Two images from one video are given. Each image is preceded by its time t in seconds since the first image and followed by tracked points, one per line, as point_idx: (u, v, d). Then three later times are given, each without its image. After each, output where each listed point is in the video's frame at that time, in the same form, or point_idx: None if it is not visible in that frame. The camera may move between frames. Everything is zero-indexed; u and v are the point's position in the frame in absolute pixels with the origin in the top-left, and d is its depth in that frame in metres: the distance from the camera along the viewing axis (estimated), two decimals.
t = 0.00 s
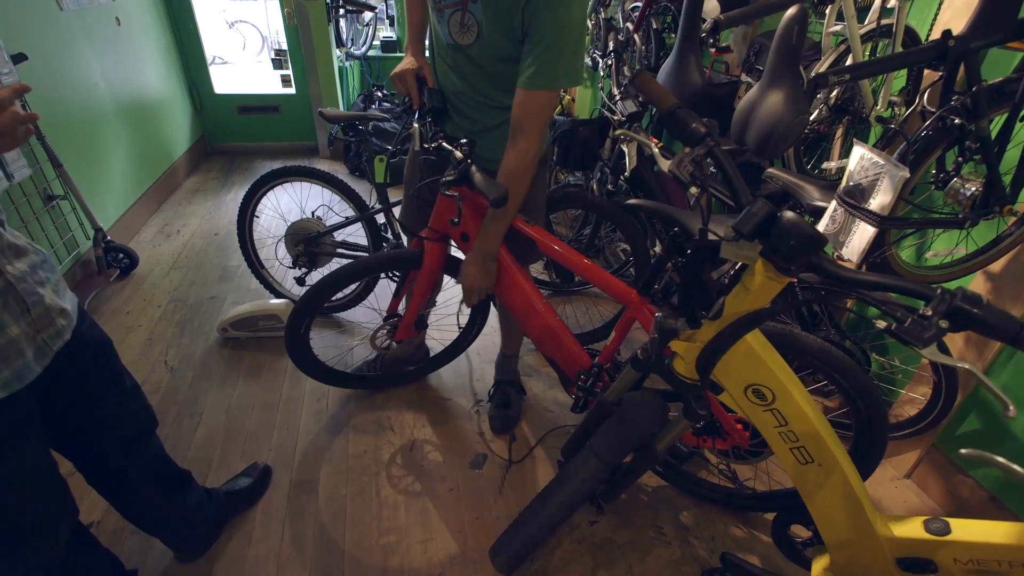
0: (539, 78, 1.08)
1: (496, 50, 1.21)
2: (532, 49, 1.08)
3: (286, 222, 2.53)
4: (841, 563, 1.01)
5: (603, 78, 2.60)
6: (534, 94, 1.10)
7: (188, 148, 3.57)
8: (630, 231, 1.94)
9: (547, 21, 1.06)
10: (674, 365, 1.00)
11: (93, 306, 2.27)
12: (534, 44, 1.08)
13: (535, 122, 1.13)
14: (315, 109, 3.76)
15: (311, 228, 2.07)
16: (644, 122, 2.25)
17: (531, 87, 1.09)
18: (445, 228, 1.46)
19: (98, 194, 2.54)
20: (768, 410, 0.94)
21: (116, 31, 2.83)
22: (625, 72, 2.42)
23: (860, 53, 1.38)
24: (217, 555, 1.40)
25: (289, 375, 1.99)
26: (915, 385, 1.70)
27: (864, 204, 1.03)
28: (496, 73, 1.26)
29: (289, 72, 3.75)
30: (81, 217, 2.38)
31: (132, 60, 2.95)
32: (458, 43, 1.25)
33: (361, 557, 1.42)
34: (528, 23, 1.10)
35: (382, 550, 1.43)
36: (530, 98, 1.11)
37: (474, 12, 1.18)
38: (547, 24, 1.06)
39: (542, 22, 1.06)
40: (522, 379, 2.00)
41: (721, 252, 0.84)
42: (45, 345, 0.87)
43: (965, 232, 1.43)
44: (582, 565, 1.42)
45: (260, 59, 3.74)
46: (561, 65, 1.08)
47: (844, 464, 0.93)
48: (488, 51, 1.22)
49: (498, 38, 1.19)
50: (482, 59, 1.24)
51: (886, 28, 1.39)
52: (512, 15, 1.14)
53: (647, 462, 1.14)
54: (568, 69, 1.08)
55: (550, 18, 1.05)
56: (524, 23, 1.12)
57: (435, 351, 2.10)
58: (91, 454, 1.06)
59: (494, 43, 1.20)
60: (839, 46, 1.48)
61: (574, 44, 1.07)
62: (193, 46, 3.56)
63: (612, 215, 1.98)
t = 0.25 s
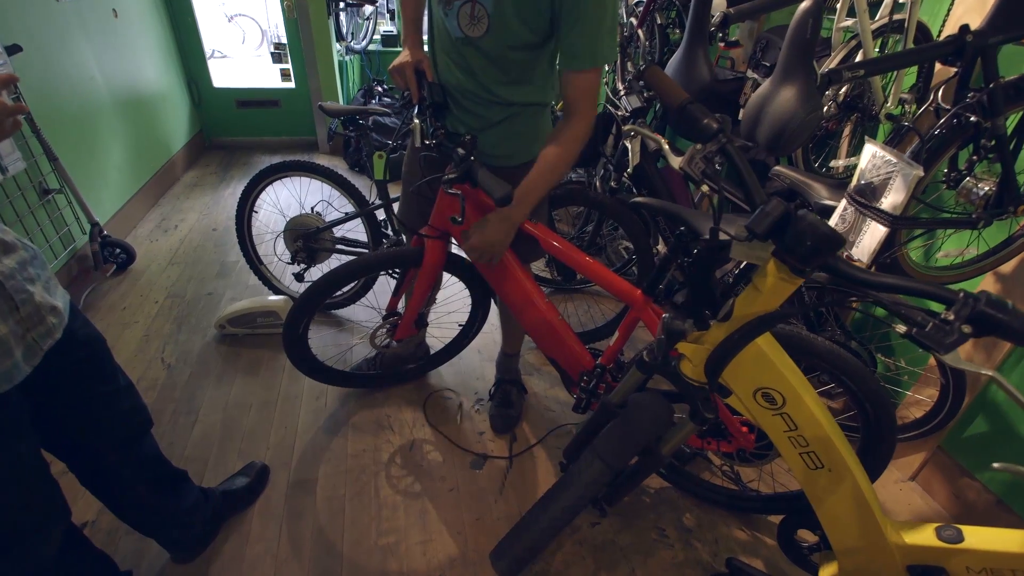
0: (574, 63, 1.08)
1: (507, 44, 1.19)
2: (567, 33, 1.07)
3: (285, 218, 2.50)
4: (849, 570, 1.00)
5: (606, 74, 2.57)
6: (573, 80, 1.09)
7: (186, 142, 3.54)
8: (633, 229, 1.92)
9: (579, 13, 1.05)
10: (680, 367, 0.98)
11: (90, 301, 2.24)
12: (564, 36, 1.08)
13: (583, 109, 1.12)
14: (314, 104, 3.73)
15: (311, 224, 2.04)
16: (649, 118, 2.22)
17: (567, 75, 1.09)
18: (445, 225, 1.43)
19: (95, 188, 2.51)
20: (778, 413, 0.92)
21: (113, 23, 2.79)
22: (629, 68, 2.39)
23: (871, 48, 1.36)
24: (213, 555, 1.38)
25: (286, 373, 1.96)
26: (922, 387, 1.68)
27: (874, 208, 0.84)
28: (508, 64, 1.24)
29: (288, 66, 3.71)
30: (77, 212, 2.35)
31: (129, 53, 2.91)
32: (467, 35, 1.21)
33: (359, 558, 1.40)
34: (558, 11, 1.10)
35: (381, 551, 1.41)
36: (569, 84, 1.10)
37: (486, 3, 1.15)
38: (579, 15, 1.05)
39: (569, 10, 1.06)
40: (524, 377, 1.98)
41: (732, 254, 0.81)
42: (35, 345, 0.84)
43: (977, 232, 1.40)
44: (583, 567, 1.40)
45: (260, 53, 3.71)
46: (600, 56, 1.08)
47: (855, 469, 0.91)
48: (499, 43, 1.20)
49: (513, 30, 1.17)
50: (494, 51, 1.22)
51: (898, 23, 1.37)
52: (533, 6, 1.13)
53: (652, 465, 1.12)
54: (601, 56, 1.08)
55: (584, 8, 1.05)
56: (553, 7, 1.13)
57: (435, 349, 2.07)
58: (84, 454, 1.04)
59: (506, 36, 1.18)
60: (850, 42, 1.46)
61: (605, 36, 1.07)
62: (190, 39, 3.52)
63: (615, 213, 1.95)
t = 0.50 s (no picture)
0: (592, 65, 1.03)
1: (516, 41, 1.16)
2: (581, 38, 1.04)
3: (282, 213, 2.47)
4: None
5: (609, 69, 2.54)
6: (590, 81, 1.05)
7: (182, 135, 3.50)
8: (635, 226, 1.89)
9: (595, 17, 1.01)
10: (687, 368, 0.95)
11: (84, 296, 2.21)
12: (577, 41, 1.05)
13: (605, 109, 1.07)
14: (313, 97, 3.68)
15: (308, 219, 2.01)
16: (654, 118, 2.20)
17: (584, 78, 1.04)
18: (445, 220, 1.40)
19: (88, 181, 2.47)
20: (787, 417, 0.89)
21: (108, 13, 2.75)
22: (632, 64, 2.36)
23: (882, 42, 1.35)
24: (208, 555, 1.35)
25: (283, 370, 1.93)
26: (925, 388, 1.66)
27: (885, 206, 0.76)
28: (516, 61, 1.21)
29: (286, 59, 3.66)
30: (71, 205, 2.31)
31: (124, 44, 2.86)
32: (474, 32, 1.17)
33: (356, 560, 1.38)
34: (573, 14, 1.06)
35: (379, 552, 1.39)
36: (584, 86, 1.07)
37: None
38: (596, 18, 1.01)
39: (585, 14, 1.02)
40: (523, 375, 1.96)
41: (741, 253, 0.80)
42: (21, 343, 0.82)
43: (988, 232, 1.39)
44: (584, 569, 1.38)
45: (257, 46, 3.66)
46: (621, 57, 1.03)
47: (865, 474, 0.89)
48: (508, 41, 1.16)
49: (523, 27, 1.13)
50: (503, 50, 1.18)
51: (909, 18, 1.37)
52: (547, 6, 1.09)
53: (656, 466, 1.10)
54: (622, 55, 1.03)
55: (602, 14, 1.01)
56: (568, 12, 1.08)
57: (434, 346, 2.05)
58: (74, 455, 1.01)
59: (515, 32, 1.14)
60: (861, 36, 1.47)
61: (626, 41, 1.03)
62: (186, 30, 3.47)
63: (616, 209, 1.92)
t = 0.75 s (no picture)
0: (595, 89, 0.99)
1: (520, 45, 1.13)
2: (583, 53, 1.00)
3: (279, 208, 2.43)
4: None
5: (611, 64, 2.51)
6: (591, 106, 1.01)
7: (179, 128, 3.45)
8: (638, 223, 1.86)
9: (598, 39, 0.97)
10: (694, 370, 0.93)
11: (78, 291, 2.18)
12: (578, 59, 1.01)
13: (607, 135, 1.03)
14: (311, 91, 3.64)
15: (306, 215, 1.97)
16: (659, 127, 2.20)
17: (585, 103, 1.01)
18: (448, 216, 1.38)
19: (83, 175, 2.44)
20: (798, 422, 0.88)
21: (103, 4, 2.70)
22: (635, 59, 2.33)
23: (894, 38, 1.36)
24: (203, 557, 1.33)
25: (280, 368, 1.91)
26: (930, 390, 1.64)
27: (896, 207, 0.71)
28: (519, 63, 1.18)
29: (285, 52, 3.61)
30: (65, 199, 2.28)
31: (119, 35, 2.82)
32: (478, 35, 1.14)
33: (354, 562, 1.36)
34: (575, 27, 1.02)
35: (378, 554, 1.37)
36: (587, 113, 1.02)
37: (501, 4, 1.07)
38: (599, 38, 0.97)
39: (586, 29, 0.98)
40: (524, 374, 1.94)
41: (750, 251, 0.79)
42: (9, 342, 0.79)
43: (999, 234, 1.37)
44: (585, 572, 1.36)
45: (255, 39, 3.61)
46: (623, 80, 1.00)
47: (876, 480, 0.87)
48: (511, 44, 1.13)
49: (526, 31, 1.10)
50: (507, 52, 1.15)
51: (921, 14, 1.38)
52: (551, 17, 1.06)
53: (661, 470, 1.08)
54: (622, 79, 0.99)
55: (606, 38, 0.96)
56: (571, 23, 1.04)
57: (433, 343, 2.02)
58: (66, 457, 0.99)
59: (518, 36, 1.11)
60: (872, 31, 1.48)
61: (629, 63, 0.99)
62: (183, 23, 3.42)
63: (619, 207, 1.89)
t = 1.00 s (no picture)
0: (596, 120, 0.94)
1: (522, 62, 1.10)
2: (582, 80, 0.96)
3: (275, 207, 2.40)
4: None
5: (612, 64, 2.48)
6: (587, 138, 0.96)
7: (174, 126, 3.42)
8: (639, 225, 1.84)
9: (598, 76, 0.93)
10: (699, 378, 0.90)
11: (69, 291, 2.14)
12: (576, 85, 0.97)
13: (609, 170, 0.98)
14: (308, 90, 3.61)
15: (302, 215, 1.94)
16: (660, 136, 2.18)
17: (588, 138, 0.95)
18: (446, 217, 1.35)
19: (76, 173, 2.40)
20: (807, 431, 0.86)
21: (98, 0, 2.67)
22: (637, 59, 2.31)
23: (899, 40, 1.38)
24: (195, 563, 1.30)
25: (275, 370, 1.88)
26: (934, 395, 1.63)
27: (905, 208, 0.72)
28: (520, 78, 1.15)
29: (282, 50, 3.58)
30: (57, 197, 2.24)
31: (114, 32, 2.78)
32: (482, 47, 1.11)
33: (350, 569, 1.33)
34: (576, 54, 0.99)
35: (374, 562, 1.35)
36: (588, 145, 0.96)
37: (505, 24, 1.05)
38: (599, 69, 0.93)
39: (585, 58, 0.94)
40: (523, 377, 1.91)
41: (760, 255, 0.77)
42: None
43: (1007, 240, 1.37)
44: None
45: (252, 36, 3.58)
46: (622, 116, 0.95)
47: (886, 490, 0.86)
48: (512, 59, 1.11)
49: (528, 50, 1.07)
50: (509, 68, 1.13)
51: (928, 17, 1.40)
52: (554, 40, 1.03)
53: (664, 478, 1.05)
54: (622, 112, 0.94)
55: (606, 66, 0.92)
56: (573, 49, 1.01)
57: (431, 346, 2.00)
58: (54, 464, 0.96)
59: (521, 52, 1.08)
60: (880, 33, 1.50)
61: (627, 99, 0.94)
62: (180, 19, 3.38)
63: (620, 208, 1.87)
